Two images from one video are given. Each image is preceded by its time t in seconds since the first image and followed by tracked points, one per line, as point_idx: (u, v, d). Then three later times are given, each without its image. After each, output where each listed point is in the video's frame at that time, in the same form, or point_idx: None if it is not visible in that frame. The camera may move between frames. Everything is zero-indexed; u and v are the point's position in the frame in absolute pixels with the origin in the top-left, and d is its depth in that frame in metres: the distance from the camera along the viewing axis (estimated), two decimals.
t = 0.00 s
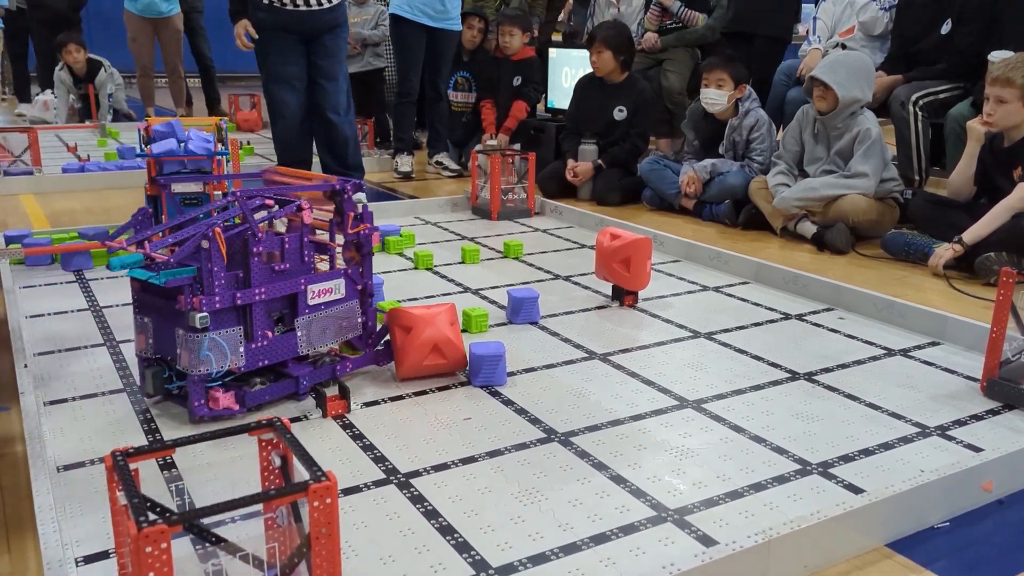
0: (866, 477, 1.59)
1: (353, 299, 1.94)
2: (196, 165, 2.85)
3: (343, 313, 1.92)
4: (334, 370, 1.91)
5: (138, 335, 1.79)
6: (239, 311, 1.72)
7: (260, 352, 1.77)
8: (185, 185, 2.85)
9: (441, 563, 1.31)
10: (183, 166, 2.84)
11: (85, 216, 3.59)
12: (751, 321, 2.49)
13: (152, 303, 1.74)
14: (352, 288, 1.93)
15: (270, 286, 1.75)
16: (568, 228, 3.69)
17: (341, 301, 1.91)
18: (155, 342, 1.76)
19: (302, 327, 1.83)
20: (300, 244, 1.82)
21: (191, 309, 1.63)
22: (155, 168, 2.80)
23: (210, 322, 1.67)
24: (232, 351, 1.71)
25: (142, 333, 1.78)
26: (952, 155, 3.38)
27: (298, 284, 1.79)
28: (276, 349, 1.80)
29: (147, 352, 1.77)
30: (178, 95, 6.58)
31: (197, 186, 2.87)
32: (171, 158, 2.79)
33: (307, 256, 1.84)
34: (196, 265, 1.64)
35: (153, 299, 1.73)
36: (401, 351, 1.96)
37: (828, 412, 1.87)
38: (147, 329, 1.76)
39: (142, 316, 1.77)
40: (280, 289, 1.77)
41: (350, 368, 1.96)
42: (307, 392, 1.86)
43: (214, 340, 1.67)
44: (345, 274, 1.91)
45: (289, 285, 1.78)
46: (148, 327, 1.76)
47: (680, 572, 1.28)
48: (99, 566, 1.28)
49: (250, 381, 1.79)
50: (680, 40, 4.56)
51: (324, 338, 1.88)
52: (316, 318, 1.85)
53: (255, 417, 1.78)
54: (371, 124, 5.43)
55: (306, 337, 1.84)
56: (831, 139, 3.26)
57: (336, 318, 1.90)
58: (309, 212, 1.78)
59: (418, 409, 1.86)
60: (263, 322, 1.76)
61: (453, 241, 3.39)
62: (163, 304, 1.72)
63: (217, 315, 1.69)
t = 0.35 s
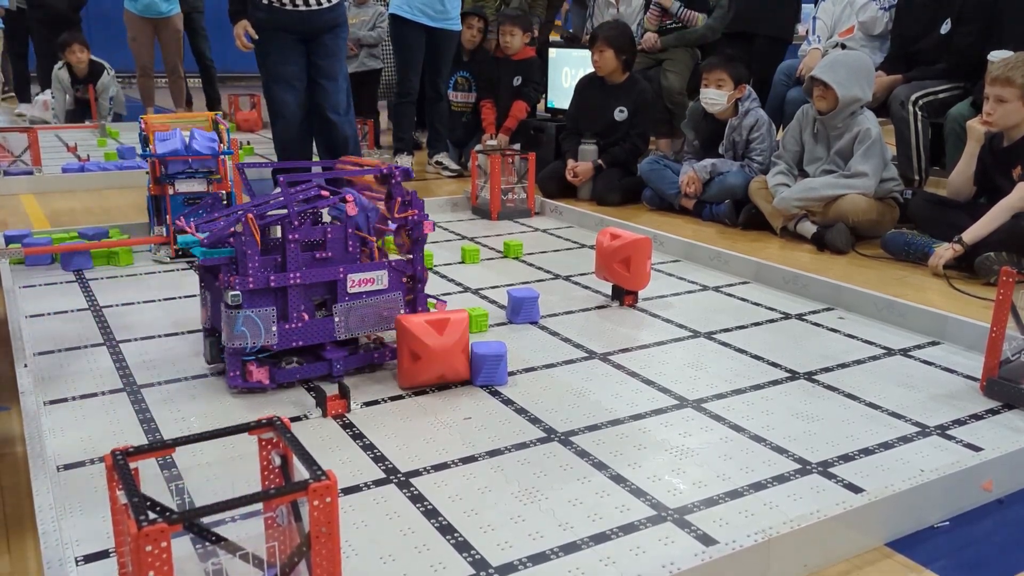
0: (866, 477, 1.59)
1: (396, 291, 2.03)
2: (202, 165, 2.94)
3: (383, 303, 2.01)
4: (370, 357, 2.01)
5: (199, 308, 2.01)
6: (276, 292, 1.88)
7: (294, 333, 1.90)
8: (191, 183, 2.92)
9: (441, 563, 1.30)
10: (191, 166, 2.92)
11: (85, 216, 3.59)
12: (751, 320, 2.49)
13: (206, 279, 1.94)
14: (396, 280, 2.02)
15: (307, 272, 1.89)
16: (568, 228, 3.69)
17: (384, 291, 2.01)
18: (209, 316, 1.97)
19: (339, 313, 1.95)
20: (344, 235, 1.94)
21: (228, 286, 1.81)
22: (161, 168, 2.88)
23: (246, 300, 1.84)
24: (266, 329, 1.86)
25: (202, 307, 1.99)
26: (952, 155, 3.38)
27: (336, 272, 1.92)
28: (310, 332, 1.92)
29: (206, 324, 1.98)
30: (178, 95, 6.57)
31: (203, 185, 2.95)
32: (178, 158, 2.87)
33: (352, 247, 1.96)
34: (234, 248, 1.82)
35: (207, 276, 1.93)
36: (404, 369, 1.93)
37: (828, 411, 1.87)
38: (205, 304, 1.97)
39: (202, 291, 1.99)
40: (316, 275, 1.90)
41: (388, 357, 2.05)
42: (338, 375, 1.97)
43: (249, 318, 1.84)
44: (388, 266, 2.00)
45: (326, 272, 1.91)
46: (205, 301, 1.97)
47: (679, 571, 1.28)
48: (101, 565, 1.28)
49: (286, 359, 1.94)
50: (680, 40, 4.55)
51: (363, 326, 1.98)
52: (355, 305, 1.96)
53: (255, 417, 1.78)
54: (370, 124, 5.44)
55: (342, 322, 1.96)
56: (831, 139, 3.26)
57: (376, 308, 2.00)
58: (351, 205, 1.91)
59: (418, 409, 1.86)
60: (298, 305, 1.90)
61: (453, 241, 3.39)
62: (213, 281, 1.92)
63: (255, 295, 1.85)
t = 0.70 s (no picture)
0: (866, 477, 1.59)
1: (362, 303, 1.92)
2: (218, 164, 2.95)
3: (346, 311, 1.93)
4: (330, 360, 1.99)
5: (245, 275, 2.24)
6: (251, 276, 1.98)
7: (263, 318, 1.99)
8: (207, 183, 2.92)
9: (441, 563, 1.31)
10: (209, 166, 2.92)
11: (85, 216, 3.59)
12: (750, 320, 2.49)
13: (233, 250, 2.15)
14: (363, 292, 1.91)
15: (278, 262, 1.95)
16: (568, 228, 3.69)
17: (350, 300, 1.92)
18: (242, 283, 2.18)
19: (304, 310, 1.96)
20: (317, 235, 1.93)
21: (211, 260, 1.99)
22: (181, 168, 2.87)
23: (227, 278, 2.00)
24: (240, 309, 1.99)
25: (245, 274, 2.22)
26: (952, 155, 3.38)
27: (301, 268, 1.92)
28: (279, 322, 1.98)
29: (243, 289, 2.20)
30: (178, 95, 6.57)
31: (219, 185, 2.95)
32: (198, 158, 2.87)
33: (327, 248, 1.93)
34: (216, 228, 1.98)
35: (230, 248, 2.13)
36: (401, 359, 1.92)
37: (828, 411, 1.87)
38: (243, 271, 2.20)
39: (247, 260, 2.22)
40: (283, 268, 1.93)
41: (347, 367, 1.98)
42: (298, 368, 2.00)
43: (228, 294, 2.00)
44: (354, 275, 1.90)
45: (293, 267, 1.93)
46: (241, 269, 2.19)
47: (679, 571, 1.28)
48: (101, 565, 1.28)
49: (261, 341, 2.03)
50: (680, 40, 4.56)
51: (328, 327, 1.95)
52: (321, 305, 1.94)
53: (255, 417, 1.79)
54: (370, 124, 5.44)
55: (307, 319, 1.96)
56: (831, 139, 3.26)
57: (339, 314, 1.94)
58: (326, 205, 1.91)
59: (417, 409, 1.86)
60: (270, 292, 1.98)
61: (453, 241, 3.39)
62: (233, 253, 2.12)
63: (235, 274, 1.99)
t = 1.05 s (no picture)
0: (865, 476, 1.59)
1: (379, 305, 1.89)
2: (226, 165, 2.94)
3: (364, 313, 1.91)
4: (347, 363, 1.97)
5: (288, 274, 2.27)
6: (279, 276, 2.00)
7: (287, 317, 2.00)
8: (217, 184, 2.92)
9: (440, 563, 1.31)
10: (220, 166, 2.91)
11: (85, 216, 3.59)
12: (750, 320, 2.49)
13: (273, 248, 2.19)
14: (380, 294, 1.88)
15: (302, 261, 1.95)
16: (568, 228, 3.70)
17: (367, 302, 1.90)
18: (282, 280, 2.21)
19: (325, 311, 1.95)
20: (337, 236, 1.91)
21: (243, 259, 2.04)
22: (195, 169, 2.85)
23: (257, 275, 2.04)
24: (267, 306, 2.02)
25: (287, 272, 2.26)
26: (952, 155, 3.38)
27: (322, 269, 1.91)
28: (301, 321, 1.99)
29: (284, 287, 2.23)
30: (178, 95, 6.57)
31: (228, 185, 2.95)
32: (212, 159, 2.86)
33: (350, 250, 1.91)
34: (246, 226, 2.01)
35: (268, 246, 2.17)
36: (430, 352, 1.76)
37: (827, 411, 1.87)
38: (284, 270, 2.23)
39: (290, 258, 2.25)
40: (304, 269, 1.94)
41: (362, 370, 1.96)
42: (317, 369, 2.00)
43: (257, 291, 2.03)
44: (372, 278, 1.87)
45: (314, 267, 1.92)
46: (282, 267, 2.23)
47: (678, 571, 1.28)
48: (100, 565, 1.28)
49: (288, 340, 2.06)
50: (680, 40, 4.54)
51: (346, 329, 1.94)
52: (339, 307, 1.93)
53: (255, 417, 1.79)
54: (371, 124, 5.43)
55: (327, 320, 1.96)
56: (831, 139, 3.26)
57: (358, 316, 1.92)
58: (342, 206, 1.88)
59: (417, 409, 1.86)
60: (295, 291, 1.99)
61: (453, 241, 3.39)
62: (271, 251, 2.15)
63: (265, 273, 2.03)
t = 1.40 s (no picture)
0: (865, 475, 1.59)
1: (387, 305, 1.88)
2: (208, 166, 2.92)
3: (373, 313, 1.90)
4: (357, 364, 1.96)
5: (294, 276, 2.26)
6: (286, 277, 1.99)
7: (297, 318, 1.99)
8: (197, 185, 2.90)
9: (440, 562, 1.31)
10: (198, 167, 2.91)
11: (85, 216, 3.59)
12: (750, 319, 2.49)
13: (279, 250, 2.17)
14: (388, 294, 1.87)
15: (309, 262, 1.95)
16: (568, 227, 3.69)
17: (376, 302, 1.89)
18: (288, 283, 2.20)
19: (333, 311, 1.94)
20: (347, 235, 1.91)
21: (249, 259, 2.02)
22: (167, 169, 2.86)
23: (265, 276, 2.02)
24: (275, 307, 2.01)
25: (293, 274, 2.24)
26: (952, 154, 3.38)
27: (330, 269, 1.90)
28: (310, 322, 1.98)
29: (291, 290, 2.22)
30: (178, 95, 6.57)
31: (210, 186, 2.92)
32: (184, 160, 2.86)
33: (358, 249, 1.91)
34: (253, 229, 2.00)
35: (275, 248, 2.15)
36: (466, 408, 1.63)
37: (828, 410, 1.87)
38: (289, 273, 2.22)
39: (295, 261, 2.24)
40: (312, 269, 1.92)
41: (373, 371, 1.94)
42: (328, 370, 1.99)
43: (265, 293, 2.02)
44: (380, 277, 1.86)
45: (322, 267, 1.91)
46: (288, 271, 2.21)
47: (678, 570, 1.28)
48: (99, 565, 1.28)
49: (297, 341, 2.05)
50: (680, 39, 4.53)
51: (355, 330, 1.93)
52: (349, 307, 1.92)
53: (255, 416, 1.79)
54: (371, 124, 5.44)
55: (336, 321, 1.95)
56: (831, 138, 3.26)
57: (366, 316, 1.91)
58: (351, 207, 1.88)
59: (417, 408, 1.86)
60: (304, 292, 1.97)
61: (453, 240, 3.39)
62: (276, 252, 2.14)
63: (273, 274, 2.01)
